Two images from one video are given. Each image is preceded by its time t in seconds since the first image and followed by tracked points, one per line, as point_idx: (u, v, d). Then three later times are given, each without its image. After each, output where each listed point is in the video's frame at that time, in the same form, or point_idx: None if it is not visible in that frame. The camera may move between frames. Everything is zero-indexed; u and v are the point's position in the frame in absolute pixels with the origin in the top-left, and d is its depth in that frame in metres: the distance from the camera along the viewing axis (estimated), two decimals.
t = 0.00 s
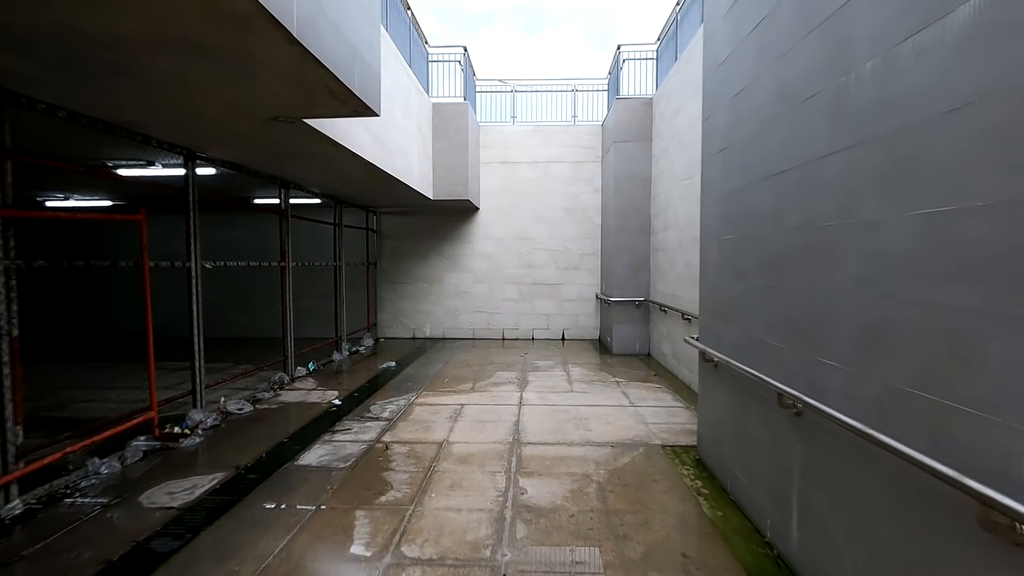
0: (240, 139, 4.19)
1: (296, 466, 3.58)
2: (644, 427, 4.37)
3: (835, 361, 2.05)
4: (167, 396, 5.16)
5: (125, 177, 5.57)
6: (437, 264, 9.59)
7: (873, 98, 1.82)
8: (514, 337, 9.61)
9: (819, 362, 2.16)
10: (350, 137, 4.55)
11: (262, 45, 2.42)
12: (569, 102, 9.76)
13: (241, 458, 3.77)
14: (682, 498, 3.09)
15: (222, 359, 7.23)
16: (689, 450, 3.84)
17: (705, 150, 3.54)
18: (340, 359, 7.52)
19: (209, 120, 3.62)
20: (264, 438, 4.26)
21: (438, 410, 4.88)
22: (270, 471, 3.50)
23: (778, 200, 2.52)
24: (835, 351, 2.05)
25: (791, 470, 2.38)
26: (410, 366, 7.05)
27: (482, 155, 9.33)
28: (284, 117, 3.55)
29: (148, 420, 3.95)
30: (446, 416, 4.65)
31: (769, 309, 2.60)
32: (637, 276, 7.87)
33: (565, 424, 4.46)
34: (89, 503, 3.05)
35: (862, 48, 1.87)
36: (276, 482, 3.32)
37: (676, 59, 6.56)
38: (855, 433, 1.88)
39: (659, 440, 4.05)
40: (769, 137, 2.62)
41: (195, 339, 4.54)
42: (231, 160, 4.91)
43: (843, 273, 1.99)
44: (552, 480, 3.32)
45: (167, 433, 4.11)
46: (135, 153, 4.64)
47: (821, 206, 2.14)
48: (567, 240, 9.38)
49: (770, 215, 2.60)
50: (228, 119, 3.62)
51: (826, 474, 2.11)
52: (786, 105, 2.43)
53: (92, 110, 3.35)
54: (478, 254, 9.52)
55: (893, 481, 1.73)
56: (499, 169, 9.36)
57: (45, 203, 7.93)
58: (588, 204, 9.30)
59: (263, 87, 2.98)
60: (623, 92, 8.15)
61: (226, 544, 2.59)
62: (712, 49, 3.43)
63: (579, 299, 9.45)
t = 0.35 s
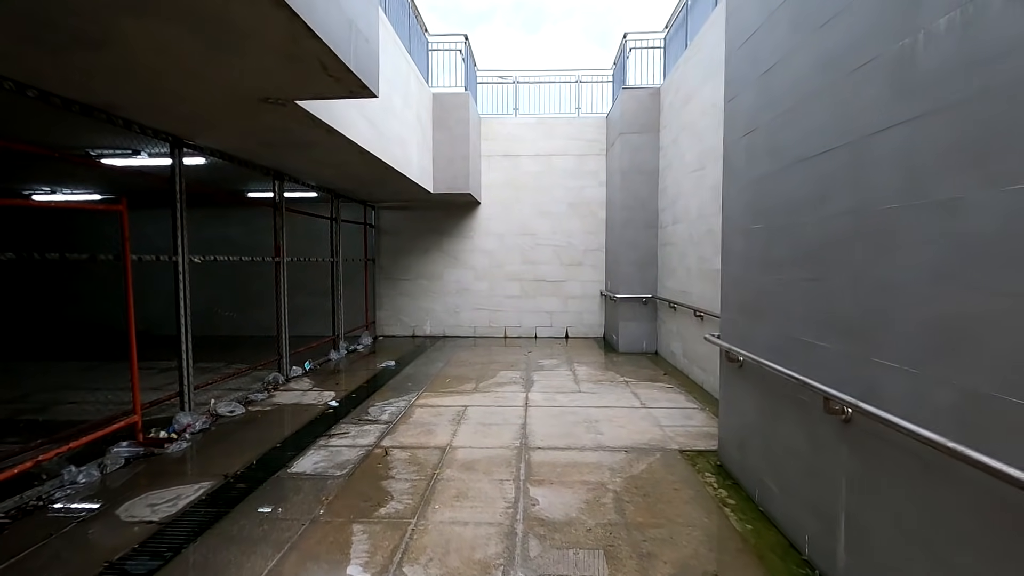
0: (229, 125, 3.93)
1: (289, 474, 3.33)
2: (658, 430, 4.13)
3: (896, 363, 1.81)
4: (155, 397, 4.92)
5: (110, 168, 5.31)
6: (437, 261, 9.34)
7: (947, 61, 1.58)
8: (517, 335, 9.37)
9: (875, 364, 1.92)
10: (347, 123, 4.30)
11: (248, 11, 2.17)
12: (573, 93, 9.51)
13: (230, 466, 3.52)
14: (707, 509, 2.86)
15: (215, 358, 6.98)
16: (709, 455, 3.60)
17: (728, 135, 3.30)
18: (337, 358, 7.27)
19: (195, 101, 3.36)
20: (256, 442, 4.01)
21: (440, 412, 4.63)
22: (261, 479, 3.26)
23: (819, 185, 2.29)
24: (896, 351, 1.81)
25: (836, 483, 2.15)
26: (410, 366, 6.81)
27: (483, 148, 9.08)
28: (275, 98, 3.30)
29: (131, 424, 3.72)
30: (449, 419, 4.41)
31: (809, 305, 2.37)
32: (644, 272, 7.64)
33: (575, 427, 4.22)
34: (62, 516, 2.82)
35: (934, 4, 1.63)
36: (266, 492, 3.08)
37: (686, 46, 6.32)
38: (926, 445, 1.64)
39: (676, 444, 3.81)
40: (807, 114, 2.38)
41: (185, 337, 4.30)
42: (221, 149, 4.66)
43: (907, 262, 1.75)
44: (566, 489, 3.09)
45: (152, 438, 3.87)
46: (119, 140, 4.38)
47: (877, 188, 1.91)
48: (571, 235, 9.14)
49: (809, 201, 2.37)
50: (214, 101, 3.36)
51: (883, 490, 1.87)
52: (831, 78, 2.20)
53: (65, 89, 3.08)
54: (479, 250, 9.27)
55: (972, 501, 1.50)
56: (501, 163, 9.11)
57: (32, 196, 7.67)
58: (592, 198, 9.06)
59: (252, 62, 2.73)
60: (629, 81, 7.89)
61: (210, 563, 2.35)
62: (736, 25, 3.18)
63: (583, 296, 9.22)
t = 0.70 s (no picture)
0: (221, 114, 3.66)
1: (286, 492, 3.07)
2: (681, 440, 3.88)
3: (993, 378, 1.55)
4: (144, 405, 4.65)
5: (97, 161, 5.03)
6: (439, 259, 9.07)
7: None
8: (521, 336, 9.11)
9: (962, 378, 1.66)
10: (347, 112, 4.03)
11: None
12: (579, 86, 9.24)
13: (221, 482, 3.25)
14: (746, 532, 2.60)
15: (209, 361, 6.70)
16: (740, 469, 3.35)
17: (762, 125, 3.06)
18: (337, 360, 7.00)
19: (182, 85, 3.08)
20: (250, 454, 3.74)
21: (447, 420, 4.37)
22: (255, 498, 2.99)
23: (884, 173, 2.02)
24: (993, 365, 1.55)
25: (908, 513, 1.88)
26: (412, 368, 6.54)
27: (487, 142, 8.81)
28: (269, 82, 3.03)
29: (117, 436, 3.46)
30: (457, 427, 4.15)
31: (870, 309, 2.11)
32: (655, 271, 7.38)
33: (591, 437, 3.96)
34: (34, 543, 2.55)
35: None
36: (262, 512, 2.81)
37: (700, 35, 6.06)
38: (1020, 468, 1.42)
39: (702, 456, 3.56)
40: (865, 94, 2.14)
41: (176, 341, 4.03)
42: (213, 140, 4.37)
43: (1009, 259, 1.49)
44: (589, 509, 2.83)
45: (139, 451, 3.60)
46: (104, 130, 4.11)
47: (968, 175, 1.64)
48: (577, 233, 8.88)
49: (867, 191, 2.12)
50: (203, 85, 3.09)
51: (973, 524, 1.61)
52: (901, 51, 1.93)
53: (38, 70, 2.81)
54: (482, 248, 9.00)
55: None
56: (506, 158, 8.84)
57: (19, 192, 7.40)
58: (599, 194, 8.80)
59: (244, 39, 2.46)
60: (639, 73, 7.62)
61: None
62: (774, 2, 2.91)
63: (589, 295, 8.96)
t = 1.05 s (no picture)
0: (203, 102, 3.41)
1: (272, 511, 2.82)
2: (695, 450, 3.66)
3: None
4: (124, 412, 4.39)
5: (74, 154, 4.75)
6: (436, 258, 8.82)
7: None
8: (520, 337, 8.88)
9: None
10: (339, 100, 3.78)
11: None
12: (580, 81, 9.01)
13: (203, 499, 3.01)
14: (776, 556, 2.38)
15: (197, 365, 6.43)
16: (761, 482, 3.13)
17: (788, 114, 2.86)
18: (330, 363, 6.75)
19: (158, 68, 2.82)
20: (235, 468, 3.49)
21: (446, 428, 4.14)
22: (239, 519, 2.75)
23: (943, 162, 1.81)
24: None
25: (975, 546, 1.66)
26: (409, 371, 6.30)
27: (485, 138, 8.57)
28: (252, 65, 2.78)
29: (90, 448, 3.20)
30: (457, 436, 3.92)
31: (923, 313, 1.89)
32: (659, 270, 7.17)
33: (600, 446, 3.74)
34: None
35: None
36: (246, 535, 2.57)
37: (708, 25, 5.84)
38: None
39: (719, 468, 3.34)
40: (915, 75, 1.94)
41: (157, 345, 3.78)
42: (196, 130, 4.11)
43: None
44: (603, 529, 2.61)
45: (114, 464, 3.35)
46: (78, 120, 3.84)
47: None
48: (578, 231, 8.65)
49: (919, 183, 1.92)
50: (181, 69, 2.83)
51: None
52: (966, 23, 1.71)
53: None
54: (480, 246, 8.76)
55: None
56: (505, 154, 8.61)
57: None
58: (601, 191, 8.58)
59: (223, 14, 2.21)
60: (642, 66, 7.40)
61: None
62: None
63: (590, 295, 8.74)
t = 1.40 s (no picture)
0: (175, 91, 3.13)
1: (248, 541, 2.56)
2: (707, 466, 3.42)
3: None
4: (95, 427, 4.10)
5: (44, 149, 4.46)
6: (431, 259, 8.55)
7: None
8: (518, 340, 8.62)
9: None
10: (325, 91, 3.51)
11: None
12: (578, 77, 8.77)
13: (171, 527, 2.73)
14: None
15: (178, 372, 6.14)
16: (783, 505, 2.88)
17: (814, 103, 2.62)
18: (320, 369, 6.47)
19: (120, 52, 2.55)
20: (212, 489, 3.22)
21: (440, 442, 3.87)
22: (210, 551, 2.48)
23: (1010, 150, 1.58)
24: None
25: None
26: (402, 378, 6.02)
27: (482, 135, 8.31)
28: (223, 47, 2.51)
29: (49, 470, 2.93)
30: (452, 452, 3.66)
31: (987, 325, 1.66)
32: (661, 272, 6.93)
33: (605, 462, 3.48)
34: None
35: None
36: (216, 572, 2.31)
37: (714, 17, 5.61)
38: None
39: (736, 488, 3.10)
40: (976, 53, 1.70)
41: (129, 356, 3.50)
42: (171, 124, 3.82)
43: None
44: (613, 560, 2.36)
45: (76, 487, 3.06)
46: (42, 112, 3.56)
47: None
48: (577, 231, 8.40)
49: (980, 175, 1.69)
50: (144, 52, 2.56)
51: None
52: None
53: None
54: (476, 247, 8.50)
55: None
56: (501, 152, 8.36)
57: None
58: (600, 190, 8.33)
59: None
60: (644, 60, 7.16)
61: None
62: None
63: (590, 297, 8.49)
